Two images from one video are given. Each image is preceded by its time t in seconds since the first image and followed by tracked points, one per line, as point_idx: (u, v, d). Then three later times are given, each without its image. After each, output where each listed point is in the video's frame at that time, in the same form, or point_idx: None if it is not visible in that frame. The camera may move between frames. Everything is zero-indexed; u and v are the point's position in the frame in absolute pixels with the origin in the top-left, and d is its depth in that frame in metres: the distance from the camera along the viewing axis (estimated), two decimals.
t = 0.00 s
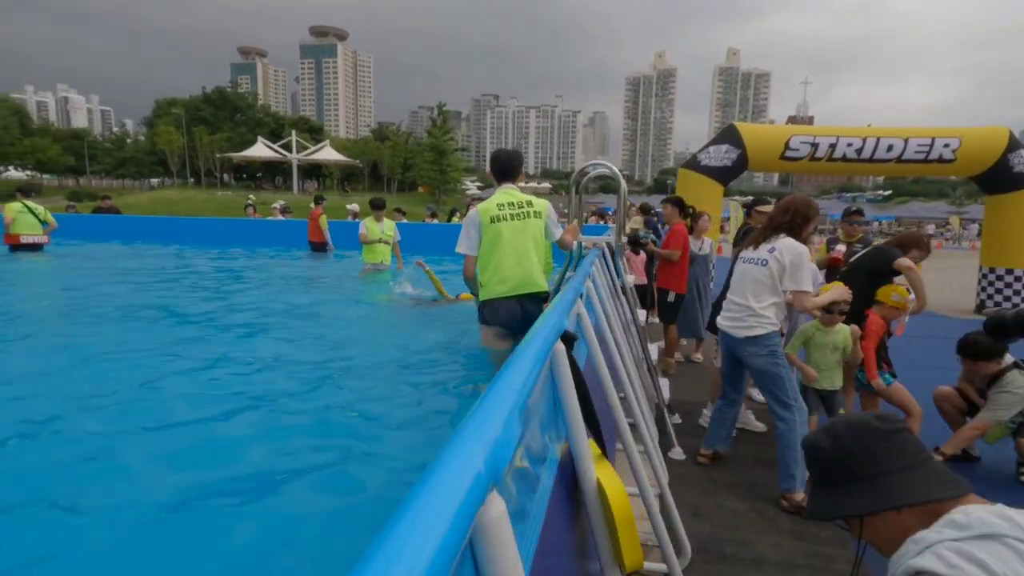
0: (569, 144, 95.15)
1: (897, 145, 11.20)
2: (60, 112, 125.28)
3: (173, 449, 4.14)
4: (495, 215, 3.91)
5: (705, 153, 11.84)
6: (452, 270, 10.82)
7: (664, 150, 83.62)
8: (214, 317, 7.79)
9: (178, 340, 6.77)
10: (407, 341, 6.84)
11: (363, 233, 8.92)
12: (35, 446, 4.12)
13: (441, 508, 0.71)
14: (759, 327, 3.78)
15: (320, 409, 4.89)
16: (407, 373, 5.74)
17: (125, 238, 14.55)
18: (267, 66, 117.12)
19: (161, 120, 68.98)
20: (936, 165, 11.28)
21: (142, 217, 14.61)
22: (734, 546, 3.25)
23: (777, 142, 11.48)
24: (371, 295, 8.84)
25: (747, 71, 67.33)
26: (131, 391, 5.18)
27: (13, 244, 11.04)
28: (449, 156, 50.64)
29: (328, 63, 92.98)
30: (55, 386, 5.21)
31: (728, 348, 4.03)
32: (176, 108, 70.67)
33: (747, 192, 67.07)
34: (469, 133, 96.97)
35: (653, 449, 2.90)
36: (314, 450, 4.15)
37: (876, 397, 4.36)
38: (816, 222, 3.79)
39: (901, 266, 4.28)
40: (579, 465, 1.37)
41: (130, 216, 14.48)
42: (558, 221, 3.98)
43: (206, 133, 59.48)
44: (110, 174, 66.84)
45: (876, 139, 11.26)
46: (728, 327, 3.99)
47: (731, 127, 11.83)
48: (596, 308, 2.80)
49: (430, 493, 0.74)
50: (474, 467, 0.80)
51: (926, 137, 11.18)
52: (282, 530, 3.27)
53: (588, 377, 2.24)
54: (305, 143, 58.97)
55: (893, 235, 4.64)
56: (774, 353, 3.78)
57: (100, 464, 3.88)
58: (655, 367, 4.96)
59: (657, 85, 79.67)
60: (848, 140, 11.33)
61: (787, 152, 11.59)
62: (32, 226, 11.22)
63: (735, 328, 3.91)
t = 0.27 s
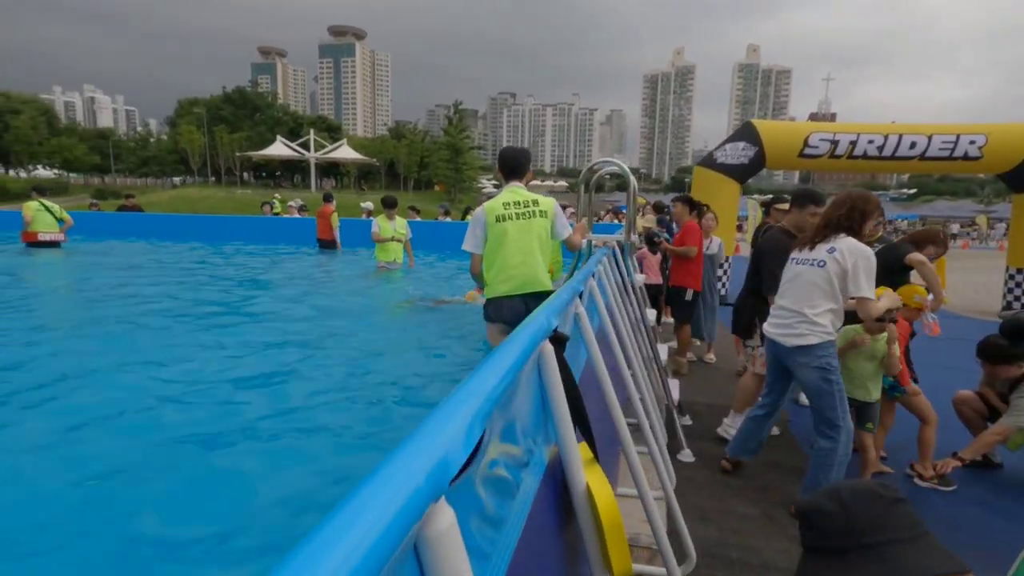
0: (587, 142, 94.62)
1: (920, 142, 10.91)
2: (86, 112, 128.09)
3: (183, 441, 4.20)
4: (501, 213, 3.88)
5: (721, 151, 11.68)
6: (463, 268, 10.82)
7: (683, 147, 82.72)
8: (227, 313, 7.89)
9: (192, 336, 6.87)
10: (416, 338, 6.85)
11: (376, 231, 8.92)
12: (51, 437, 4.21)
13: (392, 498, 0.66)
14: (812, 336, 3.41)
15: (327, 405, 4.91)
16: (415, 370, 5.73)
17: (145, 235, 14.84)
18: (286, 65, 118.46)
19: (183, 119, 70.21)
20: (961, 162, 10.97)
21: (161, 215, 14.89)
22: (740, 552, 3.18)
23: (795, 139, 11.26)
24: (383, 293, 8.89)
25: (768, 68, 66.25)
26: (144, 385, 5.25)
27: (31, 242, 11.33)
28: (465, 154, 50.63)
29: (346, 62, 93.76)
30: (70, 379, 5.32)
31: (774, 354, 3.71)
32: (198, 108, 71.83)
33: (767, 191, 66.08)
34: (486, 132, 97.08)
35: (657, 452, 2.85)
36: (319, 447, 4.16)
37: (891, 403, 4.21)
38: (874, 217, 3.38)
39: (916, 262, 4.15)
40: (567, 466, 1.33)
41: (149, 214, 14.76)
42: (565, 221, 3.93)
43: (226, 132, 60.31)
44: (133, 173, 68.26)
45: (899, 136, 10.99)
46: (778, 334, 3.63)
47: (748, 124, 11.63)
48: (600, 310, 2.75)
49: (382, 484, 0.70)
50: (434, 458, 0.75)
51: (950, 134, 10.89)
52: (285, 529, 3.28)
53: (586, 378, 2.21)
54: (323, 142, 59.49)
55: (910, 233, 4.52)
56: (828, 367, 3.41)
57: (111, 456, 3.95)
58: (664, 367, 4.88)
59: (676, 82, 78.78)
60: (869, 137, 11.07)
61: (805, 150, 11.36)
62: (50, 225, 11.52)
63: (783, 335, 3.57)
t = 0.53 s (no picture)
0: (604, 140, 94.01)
1: (947, 139, 10.63)
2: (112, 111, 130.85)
3: (199, 438, 4.27)
4: (516, 213, 3.85)
5: (739, 149, 11.51)
6: (477, 267, 10.82)
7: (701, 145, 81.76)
8: (244, 311, 7.98)
9: (209, 333, 6.96)
10: (430, 337, 6.88)
11: (390, 230, 8.95)
12: (74, 432, 4.31)
13: (401, 493, 0.64)
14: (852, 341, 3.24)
15: (340, 404, 4.93)
16: (428, 370, 5.75)
17: (165, 232, 15.10)
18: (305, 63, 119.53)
19: (204, 118, 71.33)
20: (989, 160, 10.67)
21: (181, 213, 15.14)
22: (753, 560, 3.13)
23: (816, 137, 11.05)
24: (397, 291, 8.94)
25: (789, 63, 65.10)
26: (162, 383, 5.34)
27: (48, 239, 11.59)
28: (481, 152, 50.63)
29: (364, 60, 94.29)
30: (92, 376, 5.43)
31: (810, 359, 3.51)
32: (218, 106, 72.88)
33: (787, 188, 65.07)
34: (502, 130, 96.96)
35: (668, 457, 2.80)
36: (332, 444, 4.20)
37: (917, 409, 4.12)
38: (941, 221, 3.17)
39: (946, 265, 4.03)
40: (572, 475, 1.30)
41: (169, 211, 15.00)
42: (580, 221, 3.88)
43: (246, 130, 61.09)
44: (156, 170, 69.55)
45: (924, 133, 10.71)
46: (814, 333, 3.45)
47: (768, 121, 11.43)
48: (612, 316, 2.72)
49: (387, 481, 0.68)
50: (437, 471, 0.71)
51: (978, 131, 10.59)
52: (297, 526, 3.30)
53: (595, 383, 2.17)
54: (341, 141, 59.95)
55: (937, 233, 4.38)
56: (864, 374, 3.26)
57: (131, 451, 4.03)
58: (679, 369, 4.81)
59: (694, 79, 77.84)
60: (893, 134, 10.81)
61: (826, 148, 11.14)
62: (65, 223, 11.76)
63: (820, 337, 3.38)
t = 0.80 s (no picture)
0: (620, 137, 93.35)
1: (974, 135, 10.33)
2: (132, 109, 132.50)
3: (216, 433, 4.32)
4: (534, 209, 3.83)
5: (758, 145, 11.32)
6: (492, 265, 10.81)
7: (719, 142, 80.77)
8: (261, 308, 8.07)
9: (225, 329, 7.05)
10: (444, 334, 6.89)
11: (405, 227, 8.96)
12: (93, 425, 4.39)
13: (403, 496, 0.62)
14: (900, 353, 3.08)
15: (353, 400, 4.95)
16: (442, 368, 5.75)
17: (183, 229, 15.31)
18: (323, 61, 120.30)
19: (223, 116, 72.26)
20: (1018, 157, 10.37)
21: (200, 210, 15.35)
22: (770, 564, 3.07)
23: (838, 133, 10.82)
24: (412, 289, 8.96)
25: (810, 59, 63.96)
26: (180, 378, 5.42)
27: (68, 235, 11.82)
28: (496, 149, 50.56)
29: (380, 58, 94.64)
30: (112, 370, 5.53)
31: (859, 368, 3.36)
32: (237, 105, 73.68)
33: (807, 186, 63.89)
34: (518, 127, 96.77)
35: (681, 456, 2.75)
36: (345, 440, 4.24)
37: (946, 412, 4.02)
38: (1001, 222, 2.99)
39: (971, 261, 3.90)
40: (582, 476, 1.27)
41: (187, 209, 15.20)
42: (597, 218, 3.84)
43: (264, 129, 61.77)
44: (176, 168, 70.64)
45: (950, 129, 10.44)
46: (862, 346, 3.31)
47: (788, 117, 11.23)
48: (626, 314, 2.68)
49: (389, 482, 0.67)
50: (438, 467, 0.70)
51: (1007, 127, 10.29)
52: (310, 523, 3.34)
53: (607, 382, 2.12)
54: (358, 138, 60.32)
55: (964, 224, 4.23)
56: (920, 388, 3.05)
57: (149, 445, 4.09)
58: (694, 368, 4.74)
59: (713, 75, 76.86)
60: (917, 130, 10.56)
61: (848, 144, 10.90)
62: (83, 218, 11.98)
63: (869, 349, 3.24)
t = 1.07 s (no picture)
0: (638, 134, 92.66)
1: (1003, 131, 10.05)
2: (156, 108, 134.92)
3: (235, 426, 4.40)
4: (551, 208, 3.83)
5: (778, 142, 11.16)
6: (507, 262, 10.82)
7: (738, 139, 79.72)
8: (279, 304, 8.16)
9: (244, 325, 7.16)
10: (460, 331, 6.91)
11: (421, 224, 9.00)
12: (116, 416, 4.50)
13: (413, 489, 0.63)
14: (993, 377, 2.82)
15: (368, 396, 5.00)
16: (457, 364, 5.78)
17: (203, 227, 15.55)
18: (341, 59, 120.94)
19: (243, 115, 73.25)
20: None
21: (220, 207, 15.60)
22: (786, 566, 3.04)
23: (860, 129, 10.61)
24: (427, 285, 9.01)
25: (833, 53, 62.78)
26: (200, 372, 5.52)
27: (89, 232, 12.09)
28: (513, 147, 50.52)
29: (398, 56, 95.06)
30: (135, 364, 5.65)
31: (944, 390, 3.10)
32: (257, 104, 74.60)
33: (829, 184, 62.77)
34: (535, 124, 96.55)
35: (697, 456, 2.73)
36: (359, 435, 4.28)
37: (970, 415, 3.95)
38: None
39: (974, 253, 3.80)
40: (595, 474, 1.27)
41: (207, 206, 15.44)
42: (615, 215, 3.76)
43: (284, 127, 62.51)
44: (198, 166, 71.83)
45: (977, 125, 10.18)
46: (949, 366, 3.06)
47: (809, 113, 11.04)
48: (641, 313, 2.67)
49: (399, 476, 0.67)
50: (446, 464, 0.70)
51: None
52: (326, 517, 3.38)
53: (622, 380, 2.11)
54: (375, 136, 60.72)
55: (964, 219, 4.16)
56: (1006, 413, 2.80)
57: (170, 438, 4.17)
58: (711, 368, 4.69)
59: (733, 71, 75.83)
60: (943, 126, 10.31)
61: (871, 140, 10.68)
62: (103, 215, 12.25)
63: (958, 369, 2.98)
